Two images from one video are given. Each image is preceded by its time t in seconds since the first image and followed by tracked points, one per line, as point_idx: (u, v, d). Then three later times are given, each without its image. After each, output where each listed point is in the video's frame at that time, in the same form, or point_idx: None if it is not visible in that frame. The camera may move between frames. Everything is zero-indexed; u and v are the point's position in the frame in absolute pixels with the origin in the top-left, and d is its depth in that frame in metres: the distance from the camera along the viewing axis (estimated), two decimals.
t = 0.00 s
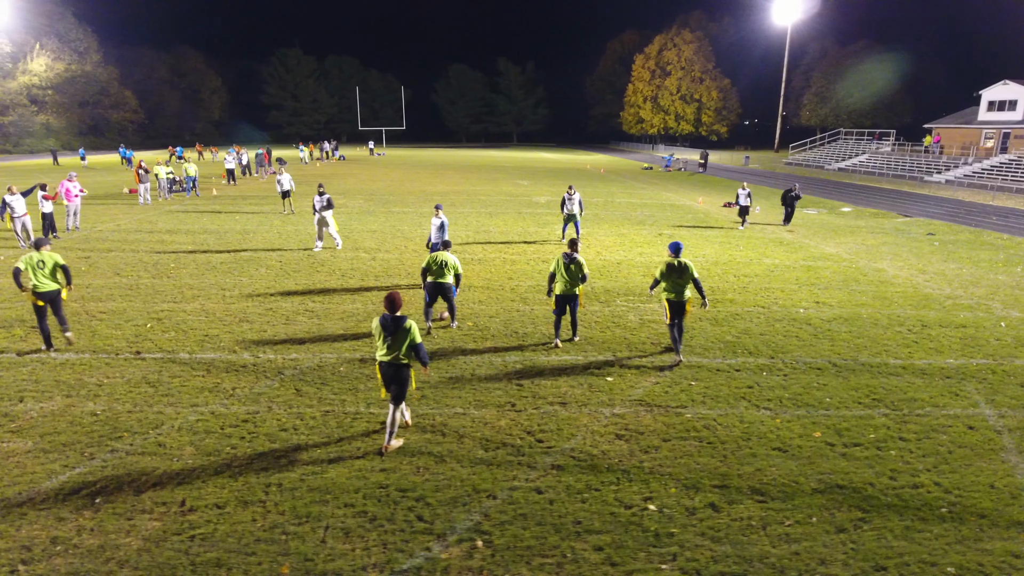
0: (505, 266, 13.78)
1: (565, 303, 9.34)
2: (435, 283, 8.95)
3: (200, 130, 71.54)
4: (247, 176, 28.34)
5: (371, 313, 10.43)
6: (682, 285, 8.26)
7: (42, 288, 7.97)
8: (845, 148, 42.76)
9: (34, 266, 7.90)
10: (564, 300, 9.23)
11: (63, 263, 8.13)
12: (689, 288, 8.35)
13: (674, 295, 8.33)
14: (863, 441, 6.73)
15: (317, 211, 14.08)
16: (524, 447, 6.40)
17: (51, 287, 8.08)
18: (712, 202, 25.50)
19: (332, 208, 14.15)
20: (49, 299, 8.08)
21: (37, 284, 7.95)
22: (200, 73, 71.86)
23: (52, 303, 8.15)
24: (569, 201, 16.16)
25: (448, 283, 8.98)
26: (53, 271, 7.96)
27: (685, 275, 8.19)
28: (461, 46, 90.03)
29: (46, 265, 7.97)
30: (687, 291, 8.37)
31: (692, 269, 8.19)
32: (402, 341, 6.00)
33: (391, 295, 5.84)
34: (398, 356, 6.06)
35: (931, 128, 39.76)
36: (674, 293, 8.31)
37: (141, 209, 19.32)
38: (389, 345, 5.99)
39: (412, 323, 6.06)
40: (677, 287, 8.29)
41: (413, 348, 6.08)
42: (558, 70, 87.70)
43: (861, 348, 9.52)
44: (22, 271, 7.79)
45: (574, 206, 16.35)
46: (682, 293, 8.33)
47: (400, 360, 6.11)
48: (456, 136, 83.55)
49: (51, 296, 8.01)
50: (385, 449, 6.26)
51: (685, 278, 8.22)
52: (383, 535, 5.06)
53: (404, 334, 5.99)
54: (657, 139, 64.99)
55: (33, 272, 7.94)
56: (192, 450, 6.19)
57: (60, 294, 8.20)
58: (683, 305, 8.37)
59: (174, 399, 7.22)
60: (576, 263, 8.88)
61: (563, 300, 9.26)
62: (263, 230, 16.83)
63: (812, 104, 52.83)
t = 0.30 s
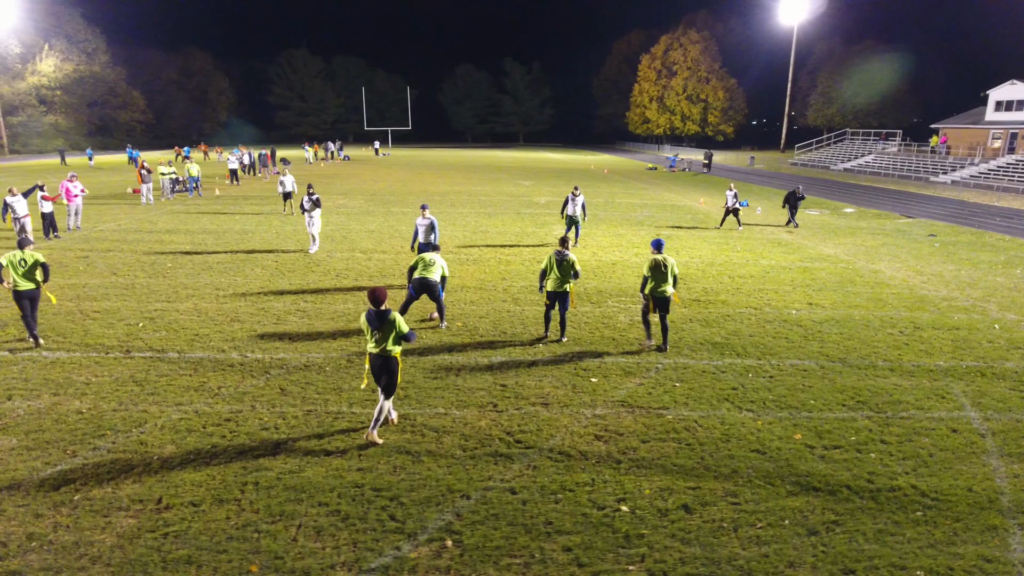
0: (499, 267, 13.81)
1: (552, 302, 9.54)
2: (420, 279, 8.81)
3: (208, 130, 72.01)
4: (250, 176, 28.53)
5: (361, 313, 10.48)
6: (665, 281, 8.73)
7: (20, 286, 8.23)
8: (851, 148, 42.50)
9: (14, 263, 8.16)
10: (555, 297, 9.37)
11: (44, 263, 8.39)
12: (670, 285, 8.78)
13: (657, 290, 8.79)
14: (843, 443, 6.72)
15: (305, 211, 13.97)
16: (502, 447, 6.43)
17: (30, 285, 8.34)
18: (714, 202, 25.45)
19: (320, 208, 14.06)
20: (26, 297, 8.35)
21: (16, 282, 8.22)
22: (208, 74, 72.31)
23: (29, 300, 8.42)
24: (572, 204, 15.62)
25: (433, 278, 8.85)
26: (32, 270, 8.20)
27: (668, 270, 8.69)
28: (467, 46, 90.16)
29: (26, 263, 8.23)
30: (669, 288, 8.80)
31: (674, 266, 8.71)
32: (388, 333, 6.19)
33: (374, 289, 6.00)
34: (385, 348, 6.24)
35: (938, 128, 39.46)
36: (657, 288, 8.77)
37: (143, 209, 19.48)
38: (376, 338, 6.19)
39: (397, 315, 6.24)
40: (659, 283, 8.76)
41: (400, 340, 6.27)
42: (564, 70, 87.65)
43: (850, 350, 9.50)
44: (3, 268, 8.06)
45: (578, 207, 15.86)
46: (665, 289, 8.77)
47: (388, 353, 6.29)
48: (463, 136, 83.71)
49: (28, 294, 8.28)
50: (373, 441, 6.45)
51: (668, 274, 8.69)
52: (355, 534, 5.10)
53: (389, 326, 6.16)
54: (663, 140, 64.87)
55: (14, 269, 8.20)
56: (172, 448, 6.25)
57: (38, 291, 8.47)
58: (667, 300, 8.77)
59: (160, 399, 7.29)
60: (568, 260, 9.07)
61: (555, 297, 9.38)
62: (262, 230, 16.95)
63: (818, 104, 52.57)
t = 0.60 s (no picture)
0: (498, 268, 13.86)
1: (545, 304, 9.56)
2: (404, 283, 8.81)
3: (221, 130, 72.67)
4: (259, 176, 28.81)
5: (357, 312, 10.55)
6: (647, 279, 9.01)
7: (12, 280, 8.51)
8: (863, 149, 42.08)
9: (7, 259, 8.49)
10: (548, 298, 9.40)
11: (37, 259, 8.71)
12: (652, 284, 9.08)
13: (640, 290, 9.06)
14: (831, 447, 6.67)
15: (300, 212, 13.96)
16: (486, 448, 6.45)
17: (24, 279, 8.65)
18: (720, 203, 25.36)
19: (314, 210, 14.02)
20: (18, 291, 8.63)
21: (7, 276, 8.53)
22: (221, 75, 73.03)
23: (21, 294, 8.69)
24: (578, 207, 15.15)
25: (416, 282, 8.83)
26: (25, 265, 8.52)
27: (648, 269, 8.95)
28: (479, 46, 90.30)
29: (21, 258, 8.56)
30: (651, 287, 9.11)
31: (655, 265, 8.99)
32: (382, 327, 6.43)
33: (367, 283, 6.28)
34: (380, 340, 6.49)
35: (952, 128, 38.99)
36: (639, 287, 9.05)
37: (151, 209, 19.73)
38: (371, 331, 6.43)
39: (389, 309, 6.47)
40: (641, 281, 9.05)
41: (393, 332, 6.51)
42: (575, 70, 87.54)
43: (845, 352, 9.43)
44: None
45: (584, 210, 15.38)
46: (646, 288, 9.05)
47: (383, 344, 6.54)
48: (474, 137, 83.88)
49: (19, 288, 8.55)
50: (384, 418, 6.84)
51: (649, 271, 8.97)
52: (332, 532, 5.15)
53: (382, 320, 6.40)
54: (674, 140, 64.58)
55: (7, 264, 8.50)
56: (158, 445, 6.33)
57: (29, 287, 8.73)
58: (650, 298, 9.05)
59: (152, 396, 7.39)
60: (559, 259, 9.10)
61: (549, 298, 9.43)
62: (265, 230, 17.11)
63: (831, 104, 52.13)
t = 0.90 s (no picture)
0: (500, 268, 13.90)
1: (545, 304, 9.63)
2: (400, 283, 8.90)
3: (236, 130, 73.44)
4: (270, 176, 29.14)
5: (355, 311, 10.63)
6: (638, 275, 9.34)
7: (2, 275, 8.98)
8: (878, 150, 41.58)
9: None
10: (549, 294, 9.47)
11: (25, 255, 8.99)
12: (643, 279, 9.42)
13: (630, 285, 9.36)
14: (819, 451, 6.62)
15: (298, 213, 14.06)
16: (471, 448, 6.48)
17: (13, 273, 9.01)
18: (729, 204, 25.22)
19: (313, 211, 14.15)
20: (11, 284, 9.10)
21: None
22: (237, 75, 73.82)
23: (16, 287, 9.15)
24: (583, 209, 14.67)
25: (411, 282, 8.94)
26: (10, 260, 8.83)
27: (639, 265, 9.30)
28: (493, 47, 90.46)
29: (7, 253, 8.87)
30: (641, 283, 9.46)
31: (645, 262, 9.37)
32: (382, 324, 6.60)
33: (369, 280, 6.43)
34: (380, 337, 6.66)
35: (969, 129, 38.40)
36: (630, 283, 9.35)
37: (162, 208, 20.02)
38: (372, 328, 6.60)
39: (390, 306, 6.64)
40: (632, 277, 9.36)
41: (394, 328, 6.69)
42: (589, 70, 87.36)
43: (843, 356, 9.35)
44: None
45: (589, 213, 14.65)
46: (637, 283, 9.38)
47: (382, 340, 6.72)
48: (487, 137, 84.02)
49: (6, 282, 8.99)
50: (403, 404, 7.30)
51: (641, 268, 9.31)
52: (312, 529, 5.20)
53: (383, 317, 6.57)
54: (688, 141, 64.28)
55: None
56: (148, 441, 6.43)
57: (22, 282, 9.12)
58: (642, 293, 9.40)
59: (148, 392, 7.50)
60: (560, 258, 9.20)
61: (550, 295, 9.51)
62: (272, 229, 17.30)
63: (847, 104, 51.55)
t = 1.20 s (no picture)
0: (501, 268, 13.93)
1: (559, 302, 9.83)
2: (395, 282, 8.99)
3: (250, 130, 74.16)
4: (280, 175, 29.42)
5: (353, 310, 10.71)
6: (636, 275, 9.29)
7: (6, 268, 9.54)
8: (893, 151, 41.07)
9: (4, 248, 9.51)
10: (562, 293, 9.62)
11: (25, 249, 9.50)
12: (642, 280, 9.33)
13: (628, 285, 9.32)
14: (806, 453, 6.58)
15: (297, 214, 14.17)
16: (455, 447, 6.51)
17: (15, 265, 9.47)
18: (737, 205, 25.06)
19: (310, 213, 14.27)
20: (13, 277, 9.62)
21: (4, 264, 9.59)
22: (252, 76, 74.53)
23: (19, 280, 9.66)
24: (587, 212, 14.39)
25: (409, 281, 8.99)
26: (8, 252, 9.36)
27: (638, 265, 9.25)
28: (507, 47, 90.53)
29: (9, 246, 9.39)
30: (641, 283, 9.39)
31: (646, 262, 9.29)
32: (387, 318, 7.00)
33: (374, 277, 6.86)
34: (385, 330, 7.04)
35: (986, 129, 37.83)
36: (628, 282, 9.30)
37: (171, 207, 20.29)
38: (378, 322, 6.98)
39: (393, 301, 7.04)
40: (631, 277, 9.31)
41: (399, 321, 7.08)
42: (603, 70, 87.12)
43: (839, 359, 9.26)
44: None
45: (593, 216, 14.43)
46: (636, 283, 9.32)
47: (387, 333, 7.09)
48: (499, 137, 84.12)
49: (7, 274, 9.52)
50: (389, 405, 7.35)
51: (640, 268, 9.26)
52: (291, 525, 5.26)
53: (388, 311, 6.97)
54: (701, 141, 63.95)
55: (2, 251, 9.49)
56: (139, 437, 6.53)
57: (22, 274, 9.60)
58: (640, 293, 9.34)
59: (141, 389, 7.60)
60: (572, 256, 9.43)
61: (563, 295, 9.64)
62: (278, 229, 17.46)
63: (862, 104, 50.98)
